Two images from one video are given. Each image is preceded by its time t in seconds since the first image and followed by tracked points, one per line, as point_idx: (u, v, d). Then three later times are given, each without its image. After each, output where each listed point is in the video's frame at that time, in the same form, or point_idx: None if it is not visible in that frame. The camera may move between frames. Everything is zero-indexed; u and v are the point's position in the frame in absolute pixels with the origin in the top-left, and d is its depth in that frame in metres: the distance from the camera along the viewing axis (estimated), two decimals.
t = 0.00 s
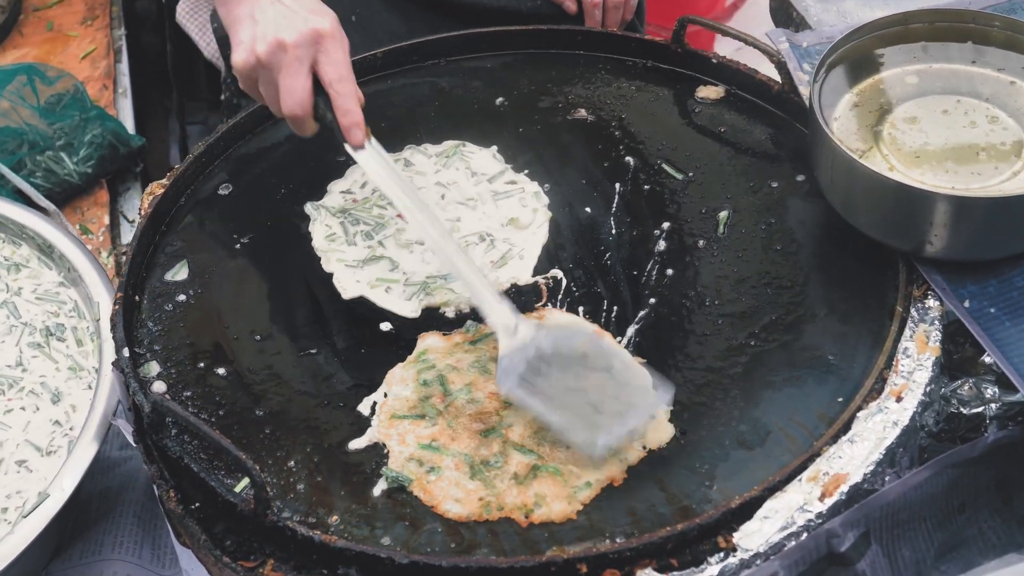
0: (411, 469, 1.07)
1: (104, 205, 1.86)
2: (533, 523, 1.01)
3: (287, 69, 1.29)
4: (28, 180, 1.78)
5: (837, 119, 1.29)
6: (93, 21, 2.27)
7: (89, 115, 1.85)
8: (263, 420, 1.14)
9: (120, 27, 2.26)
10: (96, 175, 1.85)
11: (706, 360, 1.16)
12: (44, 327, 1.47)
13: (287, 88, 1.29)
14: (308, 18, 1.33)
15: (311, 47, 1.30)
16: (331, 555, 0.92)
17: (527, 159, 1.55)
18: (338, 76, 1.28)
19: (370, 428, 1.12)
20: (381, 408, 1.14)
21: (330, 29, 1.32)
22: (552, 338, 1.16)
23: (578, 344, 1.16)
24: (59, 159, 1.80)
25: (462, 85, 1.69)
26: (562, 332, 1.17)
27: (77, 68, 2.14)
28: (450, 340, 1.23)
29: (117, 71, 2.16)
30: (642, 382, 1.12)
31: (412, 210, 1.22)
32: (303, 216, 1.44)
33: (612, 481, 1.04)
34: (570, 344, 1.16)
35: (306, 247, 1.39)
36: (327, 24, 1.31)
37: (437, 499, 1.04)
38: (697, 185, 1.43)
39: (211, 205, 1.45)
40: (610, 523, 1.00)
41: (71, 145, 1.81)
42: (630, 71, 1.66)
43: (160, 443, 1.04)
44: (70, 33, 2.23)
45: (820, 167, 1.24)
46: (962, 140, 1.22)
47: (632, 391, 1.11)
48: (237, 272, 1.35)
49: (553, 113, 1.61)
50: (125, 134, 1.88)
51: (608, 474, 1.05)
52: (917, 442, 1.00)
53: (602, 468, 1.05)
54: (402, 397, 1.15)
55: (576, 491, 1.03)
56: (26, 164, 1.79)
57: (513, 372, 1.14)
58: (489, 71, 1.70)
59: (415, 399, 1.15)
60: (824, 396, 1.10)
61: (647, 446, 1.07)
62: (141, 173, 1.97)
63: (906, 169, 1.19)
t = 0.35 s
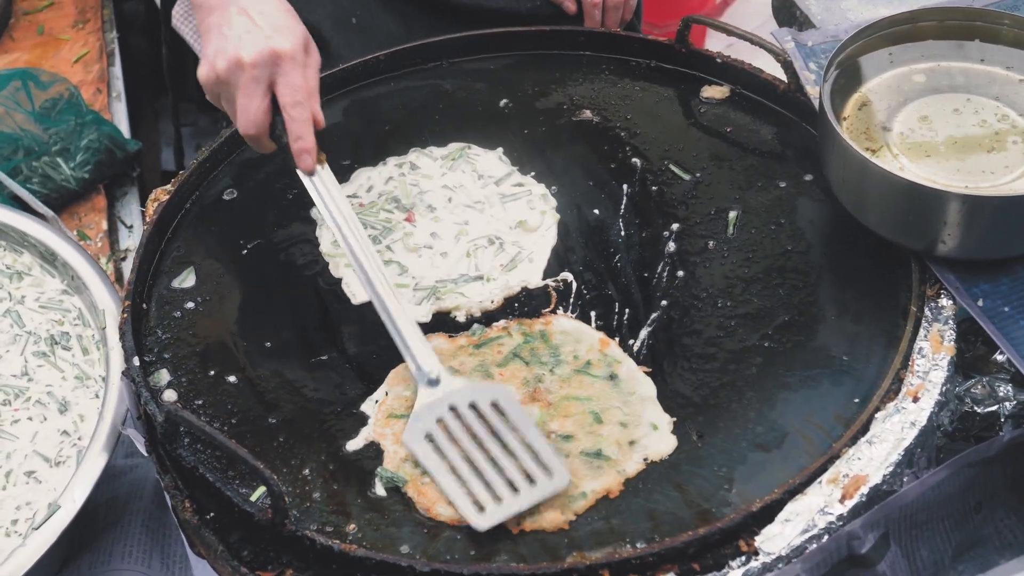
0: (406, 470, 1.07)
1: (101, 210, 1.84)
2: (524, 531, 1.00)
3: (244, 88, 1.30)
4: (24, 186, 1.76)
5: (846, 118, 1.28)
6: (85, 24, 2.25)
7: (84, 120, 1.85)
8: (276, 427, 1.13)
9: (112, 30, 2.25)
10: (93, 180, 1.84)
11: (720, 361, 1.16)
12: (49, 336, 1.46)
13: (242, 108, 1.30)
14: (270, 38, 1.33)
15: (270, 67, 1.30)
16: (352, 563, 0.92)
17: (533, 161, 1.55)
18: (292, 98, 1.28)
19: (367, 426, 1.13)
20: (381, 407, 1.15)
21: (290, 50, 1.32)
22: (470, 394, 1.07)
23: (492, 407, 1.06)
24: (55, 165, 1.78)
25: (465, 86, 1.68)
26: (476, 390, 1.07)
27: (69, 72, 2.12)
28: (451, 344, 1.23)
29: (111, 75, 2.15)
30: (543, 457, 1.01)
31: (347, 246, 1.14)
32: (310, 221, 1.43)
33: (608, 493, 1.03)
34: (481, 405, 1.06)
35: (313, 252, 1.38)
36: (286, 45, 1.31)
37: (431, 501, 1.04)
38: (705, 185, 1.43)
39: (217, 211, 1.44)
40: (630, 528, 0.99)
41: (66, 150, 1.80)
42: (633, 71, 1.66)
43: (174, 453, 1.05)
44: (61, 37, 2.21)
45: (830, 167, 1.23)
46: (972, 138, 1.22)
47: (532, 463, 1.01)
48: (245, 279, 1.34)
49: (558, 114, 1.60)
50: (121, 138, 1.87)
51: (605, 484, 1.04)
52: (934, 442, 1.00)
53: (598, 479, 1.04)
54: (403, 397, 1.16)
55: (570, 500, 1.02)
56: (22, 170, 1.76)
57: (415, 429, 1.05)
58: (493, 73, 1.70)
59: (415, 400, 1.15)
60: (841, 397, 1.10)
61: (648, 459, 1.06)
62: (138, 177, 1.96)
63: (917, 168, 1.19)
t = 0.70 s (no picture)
0: (414, 471, 1.07)
1: (94, 210, 1.82)
2: (533, 533, 1.00)
3: (223, 67, 1.24)
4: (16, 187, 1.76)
5: (851, 118, 1.28)
6: (74, 22, 2.22)
7: (76, 119, 1.82)
8: (281, 431, 1.12)
9: (101, 28, 2.22)
10: (86, 180, 1.82)
11: (728, 362, 1.16)
12: (47, 338, 1.44)
13: (222, 87, 1.24)
14: (243, 15, 1.28)
15: (246, 43, 1.26)
16: (361, 568, 0.92)
17: (534, 160, 1.54)
18: (275, 74, 1.25)
19: (374, 425, 1.12)
20: (389, 407, 1.14)
21: (264, 25, 1.28)
22: (494, 332, 1.15)
23: (516, 338, 1.14)
24: (47, 166, 1.77)
25: (465, 86, 1.67)
26: (496, 329, 1.15)
27: (58, 71, 2.10)
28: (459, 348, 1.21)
29: (100, 74, 2.13)
30: (580, 371, 1.11)
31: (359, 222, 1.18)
32: (310, 222, 1.42)
33: (617, 495, 1.03)
34: (507, 340, 1.14)
35: (315, 253, 1.37)
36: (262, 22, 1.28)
37: (439, 502, 1.03)
38: (708, 184, 1.42)
39: (217, 212, 1.43)
40: (641, 530, 0.99)
41: (58, 150, 1.78)
42: (634, 70, 1.65)
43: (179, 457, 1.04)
44: (50, 36, 2.18)
45: (835, 166, 1.23)
46: (980, 137, 1.22)
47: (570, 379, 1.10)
48: (247, 280, 1.33)
49: (558, 114, 1.59)
50: (114, 138, 1.84)
51: (613, 487, 1.03)
52: (943, 443, 1.00)
53: (606, 480, 1.04)
54: (410, 397, 1.15)
55: (580, 501, 1.02)
56: (14, 170, 1.76)
57: (450, 365, 1.12)
58: (492, 72, 1.69)
59: (422, 400, 1.14)
60: (849, 398, 1.10)
61: (656, 461, 1.06)
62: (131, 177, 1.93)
63: (924, 167, 1.19)
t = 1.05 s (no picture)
0: (422, 466, 1.07)
1: (90, 208, 1.81)
2: (530, 539, 0.99)
3: (303, 77, 1.24)
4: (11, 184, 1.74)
5: (857, 113, 1.28)
6: (66, 18, 2.20)
7: (70, 116, 1.80)
8: (287, 431, 1.12)
9: (94, 24, 2.20)
10: (81, 177, 1.80)
11: (736, 359, 1.16)
12: (47, 338, 1.43)
13: (301, 97, 1.24)
14: (326, 24, 1.26)
15: (328, 54, 1.24)
16: (372, 568, 0.93)
17: (537, 156, 1.53)
18: (355, 86, 1.22)
19: (390, 417, 1.13)
20: (406, 398, 1.15)
21: (346, 34, 1.25)
22: (571, 376, 1.03)
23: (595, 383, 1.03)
24: (41, 162, 1.75)
25: (466, 81, 1.66)
26: (576, 370, 1.03)
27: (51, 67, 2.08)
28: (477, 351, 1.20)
29: (94, 70, 2.10)
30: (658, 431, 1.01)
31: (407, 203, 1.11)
32: (313, 219, 1.41)
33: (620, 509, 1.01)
34: (585, 385, 1.03)
35: (319, 251, 1.36)
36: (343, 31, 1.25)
37: (441, 500, 1.04)
38: (714, 179, 1.42)
39: (219, 209, 1.42)
40: (653, 529, 0.99)
41: (53, 146, 1.76)
42: (636, 65, 1.64)
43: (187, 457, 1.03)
44: (42, 32, 2.16)
45: (842, 161, 1.22)
46: (987, 132, 1.21)
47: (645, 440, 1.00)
48: (250, 278, 1.32)
49: (561, 109, 1.58)
50: (109, 134, 1.83)
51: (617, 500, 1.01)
52: (953, 439, 1.01)
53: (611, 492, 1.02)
54: (428, 391, 1.15)
55: (581, 511, 1.01)
56: (8, 167, 1.74)
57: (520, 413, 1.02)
58: (493, 67, 1.67)
59: (439, 395, 1.15)
60: (858, 395, 1.10)
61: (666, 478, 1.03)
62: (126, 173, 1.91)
63: (930, 163, 1.18)
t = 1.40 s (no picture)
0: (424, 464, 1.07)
1: (96, 208, 1.81)
2: (533, 540, 1.00)
3: (229, 78, 1.25)
4: (18, 185, 1.73)
5: (873, 112, 1.27)
6: (69, 18, 2.19)
7: (76, 117, 1.80)
8: (305, 432, 1.12)
9: (97, 24, 2.19)
10: (88, 178, 1.80)
11: (753, 358, 1.16)
12: (59, 340, 1.43)
13: (227, 97, 1.25)
14: (257, 28, 1.28)
15: (257, 58, 1.25)
16: (395, 569, 0.93)
17: (550, 155, 1.52)
18: (279, 91, 1.22)
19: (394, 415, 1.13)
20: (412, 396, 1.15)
21: (277, 40, 1.27)
22: (449, 393, 1.08)
23: (473, 402, 1.08)
24: (48, 163, 1.75)
25: (477, 80, 1.65)
26: (455, 386, 1.09)
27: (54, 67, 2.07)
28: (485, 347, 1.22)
29: (98, 70, 2.10)
30: (524, 452, 1.04)
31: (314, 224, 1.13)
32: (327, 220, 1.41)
33: (624, 512, 1.02)
34: (461, 402, 1.07)
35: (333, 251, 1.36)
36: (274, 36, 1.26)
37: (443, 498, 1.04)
38: (727, 178, 1.41)
39: (232, 210, 1.42)
40: (675, 529, 0.99)
41: (60, 147, 1.77)
42: (647, 65, 1.63)
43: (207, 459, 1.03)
44: (44, 31, 2.15)
45: (858, 159, 1.22)
46: (1004, 130, 1.21)
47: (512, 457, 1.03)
48: (265, 279, 1.32)
49: (573, 109, 1.58)
50: (115, 135, 1.83)
51: (621, 503, 1.02)
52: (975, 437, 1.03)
53: (615, 495, 1.03)
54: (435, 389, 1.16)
55: (585, 513, 1.01)
56: (14, 168, 1.73)
57: (394, 423, 1.07)
58: (503, 67, 1.67)
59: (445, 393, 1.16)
60: (878, 394, 1.10)
61: (670, 482, 1.04)
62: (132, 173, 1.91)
63: (946, 161, 1.18)
